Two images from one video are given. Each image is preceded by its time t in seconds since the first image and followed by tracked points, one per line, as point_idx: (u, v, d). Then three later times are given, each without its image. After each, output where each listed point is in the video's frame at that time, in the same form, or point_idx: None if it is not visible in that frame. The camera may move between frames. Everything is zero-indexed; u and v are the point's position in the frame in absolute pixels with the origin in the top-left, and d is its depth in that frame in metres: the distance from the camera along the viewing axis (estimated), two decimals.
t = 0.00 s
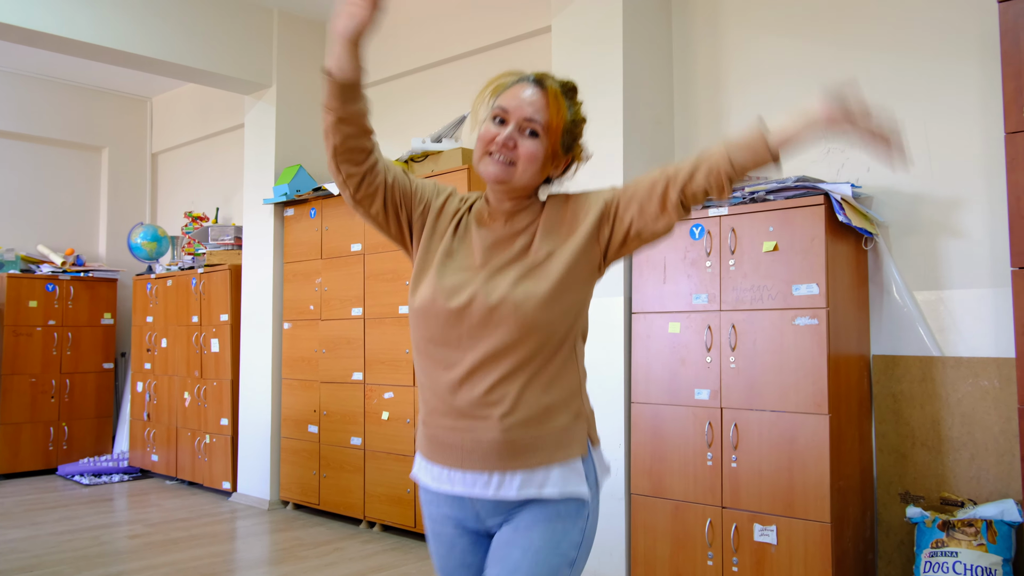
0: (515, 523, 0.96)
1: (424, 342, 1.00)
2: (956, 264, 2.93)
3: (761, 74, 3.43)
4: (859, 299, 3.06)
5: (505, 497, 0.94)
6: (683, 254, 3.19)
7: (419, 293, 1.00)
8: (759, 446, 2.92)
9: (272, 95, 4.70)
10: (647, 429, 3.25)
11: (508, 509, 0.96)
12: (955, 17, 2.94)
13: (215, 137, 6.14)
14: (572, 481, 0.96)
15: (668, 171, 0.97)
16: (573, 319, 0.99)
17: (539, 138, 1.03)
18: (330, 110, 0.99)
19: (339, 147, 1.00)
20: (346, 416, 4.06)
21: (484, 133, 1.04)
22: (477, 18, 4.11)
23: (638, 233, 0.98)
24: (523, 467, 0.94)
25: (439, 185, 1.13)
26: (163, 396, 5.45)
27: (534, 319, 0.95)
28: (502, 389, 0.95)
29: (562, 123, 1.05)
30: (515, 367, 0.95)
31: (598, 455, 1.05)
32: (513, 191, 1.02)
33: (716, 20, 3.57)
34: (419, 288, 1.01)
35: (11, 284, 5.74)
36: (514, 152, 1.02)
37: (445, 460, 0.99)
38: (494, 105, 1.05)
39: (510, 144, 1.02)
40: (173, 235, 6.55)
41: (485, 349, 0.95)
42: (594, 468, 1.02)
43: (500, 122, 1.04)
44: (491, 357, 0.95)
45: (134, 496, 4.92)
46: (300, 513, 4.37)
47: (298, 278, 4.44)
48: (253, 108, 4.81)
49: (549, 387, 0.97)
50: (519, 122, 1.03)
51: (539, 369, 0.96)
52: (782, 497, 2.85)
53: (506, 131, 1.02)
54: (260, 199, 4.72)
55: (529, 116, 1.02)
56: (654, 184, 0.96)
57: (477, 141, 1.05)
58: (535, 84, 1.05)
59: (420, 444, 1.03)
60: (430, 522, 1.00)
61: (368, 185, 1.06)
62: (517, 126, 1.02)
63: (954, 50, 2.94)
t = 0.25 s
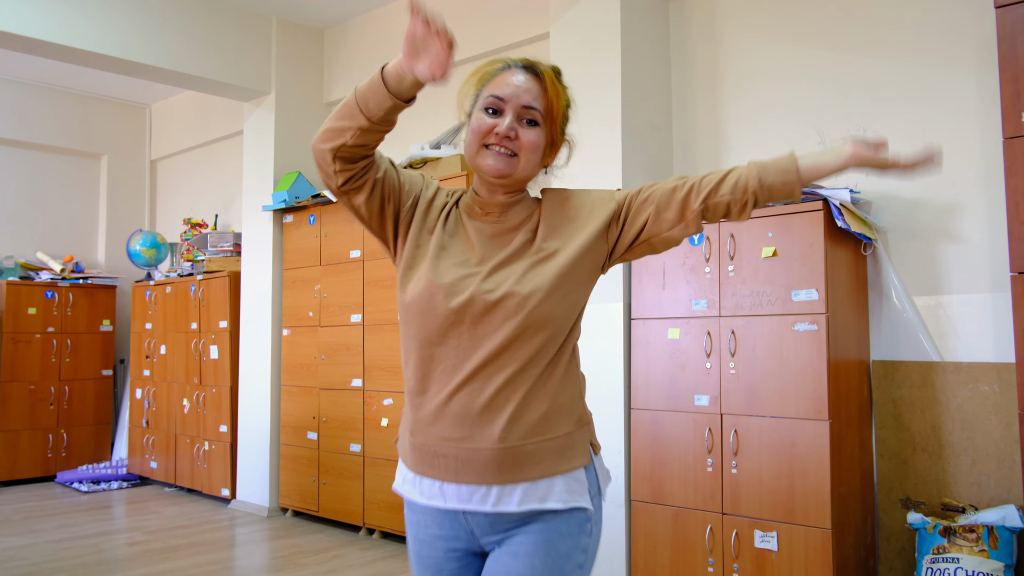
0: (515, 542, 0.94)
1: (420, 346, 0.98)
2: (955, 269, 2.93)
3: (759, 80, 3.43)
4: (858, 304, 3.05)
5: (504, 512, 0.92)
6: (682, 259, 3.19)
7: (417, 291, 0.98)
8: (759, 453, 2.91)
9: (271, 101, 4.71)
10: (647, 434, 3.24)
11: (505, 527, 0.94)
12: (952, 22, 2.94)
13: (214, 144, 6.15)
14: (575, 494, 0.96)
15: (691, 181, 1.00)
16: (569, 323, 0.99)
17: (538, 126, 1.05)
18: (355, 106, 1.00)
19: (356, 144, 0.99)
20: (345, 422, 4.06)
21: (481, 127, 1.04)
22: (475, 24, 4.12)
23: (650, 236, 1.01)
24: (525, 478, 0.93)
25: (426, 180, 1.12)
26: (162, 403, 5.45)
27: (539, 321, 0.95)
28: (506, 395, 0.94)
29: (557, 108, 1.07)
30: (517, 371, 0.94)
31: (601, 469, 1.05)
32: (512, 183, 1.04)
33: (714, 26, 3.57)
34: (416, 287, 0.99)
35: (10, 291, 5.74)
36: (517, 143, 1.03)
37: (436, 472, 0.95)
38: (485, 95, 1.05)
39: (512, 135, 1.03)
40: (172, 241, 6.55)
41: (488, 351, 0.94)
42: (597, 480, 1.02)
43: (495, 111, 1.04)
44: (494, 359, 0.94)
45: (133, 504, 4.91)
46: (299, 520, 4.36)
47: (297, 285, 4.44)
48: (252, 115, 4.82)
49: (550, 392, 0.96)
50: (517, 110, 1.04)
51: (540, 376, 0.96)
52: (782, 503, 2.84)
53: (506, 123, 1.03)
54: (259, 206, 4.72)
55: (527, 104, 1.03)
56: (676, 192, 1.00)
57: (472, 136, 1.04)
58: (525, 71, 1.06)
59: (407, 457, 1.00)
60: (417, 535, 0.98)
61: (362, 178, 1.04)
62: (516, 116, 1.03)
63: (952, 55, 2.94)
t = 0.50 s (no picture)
0: None
1: (436, 387, 0.95)
2: (955, 278, 2.92)
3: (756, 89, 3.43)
4: (859, 314, 3.05)
5: (541, 557, 0.93)
6: (682, 269, 3.18)
7: (424, 329, 0.96)
8: (760, 464, 2.90)
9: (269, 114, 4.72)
10: (648, 445, 3.23)
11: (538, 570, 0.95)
12: (949, 31, 2.95)
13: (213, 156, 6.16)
14: (608, 529, 0.99)
15: (677, 188, 1.00)
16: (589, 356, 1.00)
17: (525, 127, 1.07)
18: (291, 146, 0.97)
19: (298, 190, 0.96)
20: (345, 435, 4.04)
21: (472, 151, 1.04)
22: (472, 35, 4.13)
23: (658, 253, 1.02)
24: (560, 521, 0.94)
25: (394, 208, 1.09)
26: (161, 416, 5.43)
27: (563, 354, 0.95)
28: (535, 434, 0.93)
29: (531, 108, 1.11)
30: (542, 408, 0.94)
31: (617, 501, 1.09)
32: (514, 207, 1.04)
33: (711, 36, 3.58)
34: (422, 326, 0.96)
35: (10, 305, 5.73)
36: (515, 150, 1.04)
37: (459, 521, 0.93)
38: (462, 115, 1.07)
39: (507, 141, 1.04)
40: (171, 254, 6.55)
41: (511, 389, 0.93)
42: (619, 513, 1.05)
43: (479, 127, 1.06)
44: (519, 398, 0.93)
45: (132, 518, 4.89)
46: (300, 534, 4.35)
47: (296, 297, 4.43)
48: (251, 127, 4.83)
49: (575, 429, 0.97)
50: (499, 117, 1.06)
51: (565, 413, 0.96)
52: (785, 515, 2.83)
53: (496, 133, 1.04)
54: (258, 218, 4.72)
55: (509, 105, 1.06)
56: (667, 204, 1.00)
57: (468, 165, 1.04)
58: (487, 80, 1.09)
59: (416, 512, 0.96)
60: None
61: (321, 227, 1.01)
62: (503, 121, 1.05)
63: (949, 64, 2.94)
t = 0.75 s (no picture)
0: None
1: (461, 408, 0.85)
2: (949, 297, 2.94)
3: (749, 111, 3.47)
4: (854, 332, 3.07)
5: None
6: (678, 289, 3.20)
7: (455, 349, 0.85)
8: (758, 483, 2.90)
9: (268, 135, 4.76)
10: (645, 465, 3.24)
11: None
12: (938, 53, 2.99)
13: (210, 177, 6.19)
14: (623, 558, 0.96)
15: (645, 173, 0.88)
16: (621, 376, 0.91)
17: (504, 123, 0.97)
18: (197, 249, 0.98)
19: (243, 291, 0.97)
20: (343, 455, 4.05)
21: (454, 163, 0.94)
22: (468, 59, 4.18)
23: (648, 248, 0.90)
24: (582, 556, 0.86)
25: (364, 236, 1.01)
26: (158, 437, 5.42)
27: (604, 375, 0.86)
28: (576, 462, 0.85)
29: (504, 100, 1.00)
30: (585, 435, 0.86)
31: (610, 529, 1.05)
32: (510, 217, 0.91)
33: (705, 58, 3.62)
34: (453, 350, 0.85)
35: (7, 326, 5.72)
36: (498, 151, 0.93)
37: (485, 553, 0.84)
38: (434, 126, 0.97)
39: (487, 142, 0.93)
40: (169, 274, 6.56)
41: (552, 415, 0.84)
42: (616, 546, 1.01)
43: (458, 136, 0.96)
44: (560, 424, 0.84)
45: (129, 540, 4.87)
46: (297, 555, 4.33)
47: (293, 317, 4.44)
48: (250, 148, 4.87)
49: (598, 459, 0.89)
50: (472, 120, 0.96)
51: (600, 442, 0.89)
52: (782, 533, 2.83)
53: (475, 138, 0.93)
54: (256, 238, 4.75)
55: (478, 103, 0.96)
56: (645, 194, 0.87)
57: (455, 181, 0.94)
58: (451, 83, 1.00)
59: (432, 546, 0.86)
60: None
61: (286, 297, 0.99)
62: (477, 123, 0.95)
63: (939, 86, 2.99)
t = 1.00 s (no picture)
0: None
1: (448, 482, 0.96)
2: (942, 313, 2.96)
3: (744, 126, 3.51)
4: (848, 347, 3.10)
5: None
6: (674, 303, 3.23)
7: (441, 436, 0.94)
8: (752, 496, 2.93)
9: (267, 146, 4.79)
10: (641, 478, 3.26)
11: None
12: (932, 72, 3.01)
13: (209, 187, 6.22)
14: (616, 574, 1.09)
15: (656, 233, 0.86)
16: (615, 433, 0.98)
17: (497, 146, 0.97)
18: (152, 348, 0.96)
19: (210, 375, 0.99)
20: (341, 465, 4.08)
21: (442, 191, 0.96)
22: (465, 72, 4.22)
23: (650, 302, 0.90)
24: None
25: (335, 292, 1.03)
26: (157, 446, 5.45)
27: (592, 448, 0.93)
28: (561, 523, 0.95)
29: (504, 122, 1.00)
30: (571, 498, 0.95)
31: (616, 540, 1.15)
32: (501, 248, 0.94)
33: (701, 73, 3.65)
34: (434, 434, 0.94)
35: (7, 334, 5.74)
36: (485, 175, 0.94)
37: None
38: (424, 148, 0.99)
39: (475, 167, 0.94)
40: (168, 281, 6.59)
41: (535, 488, 0.94)
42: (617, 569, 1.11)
43: (447, 158, 0.97)
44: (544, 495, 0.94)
45: (127, 548, 4.90)
46: (295, 564, 4.36)
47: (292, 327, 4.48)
48: (249, 159, 4.91)
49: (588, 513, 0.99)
50: (462, 143, 0.97)
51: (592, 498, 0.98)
52: (777, 547, 2.85)
53: (461, 163, 0.95)
54: (255, 248, 4.79)
55: (469, 125, 0.97)
56: (650, 253, 0.87)
57: (442, 208, 0.96)
58: (444, 103, 1.01)
59: None
60: None
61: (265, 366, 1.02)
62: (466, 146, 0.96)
63: (932, 103, 3.01)
